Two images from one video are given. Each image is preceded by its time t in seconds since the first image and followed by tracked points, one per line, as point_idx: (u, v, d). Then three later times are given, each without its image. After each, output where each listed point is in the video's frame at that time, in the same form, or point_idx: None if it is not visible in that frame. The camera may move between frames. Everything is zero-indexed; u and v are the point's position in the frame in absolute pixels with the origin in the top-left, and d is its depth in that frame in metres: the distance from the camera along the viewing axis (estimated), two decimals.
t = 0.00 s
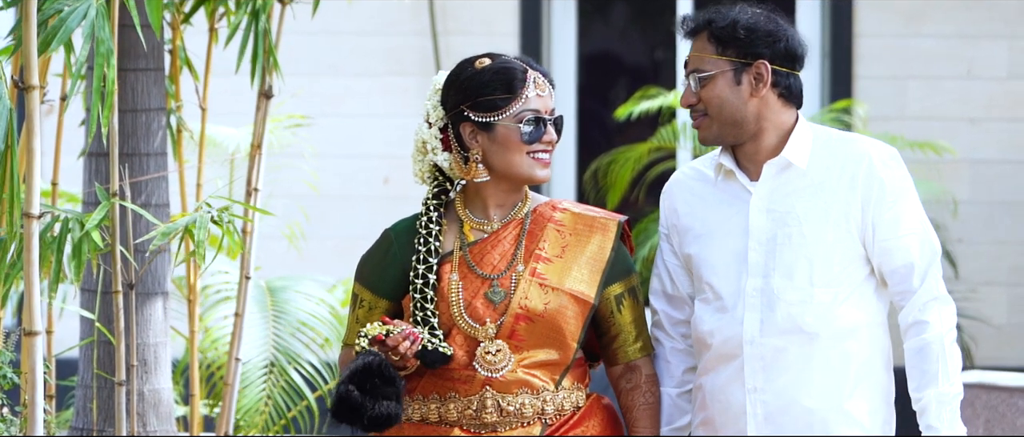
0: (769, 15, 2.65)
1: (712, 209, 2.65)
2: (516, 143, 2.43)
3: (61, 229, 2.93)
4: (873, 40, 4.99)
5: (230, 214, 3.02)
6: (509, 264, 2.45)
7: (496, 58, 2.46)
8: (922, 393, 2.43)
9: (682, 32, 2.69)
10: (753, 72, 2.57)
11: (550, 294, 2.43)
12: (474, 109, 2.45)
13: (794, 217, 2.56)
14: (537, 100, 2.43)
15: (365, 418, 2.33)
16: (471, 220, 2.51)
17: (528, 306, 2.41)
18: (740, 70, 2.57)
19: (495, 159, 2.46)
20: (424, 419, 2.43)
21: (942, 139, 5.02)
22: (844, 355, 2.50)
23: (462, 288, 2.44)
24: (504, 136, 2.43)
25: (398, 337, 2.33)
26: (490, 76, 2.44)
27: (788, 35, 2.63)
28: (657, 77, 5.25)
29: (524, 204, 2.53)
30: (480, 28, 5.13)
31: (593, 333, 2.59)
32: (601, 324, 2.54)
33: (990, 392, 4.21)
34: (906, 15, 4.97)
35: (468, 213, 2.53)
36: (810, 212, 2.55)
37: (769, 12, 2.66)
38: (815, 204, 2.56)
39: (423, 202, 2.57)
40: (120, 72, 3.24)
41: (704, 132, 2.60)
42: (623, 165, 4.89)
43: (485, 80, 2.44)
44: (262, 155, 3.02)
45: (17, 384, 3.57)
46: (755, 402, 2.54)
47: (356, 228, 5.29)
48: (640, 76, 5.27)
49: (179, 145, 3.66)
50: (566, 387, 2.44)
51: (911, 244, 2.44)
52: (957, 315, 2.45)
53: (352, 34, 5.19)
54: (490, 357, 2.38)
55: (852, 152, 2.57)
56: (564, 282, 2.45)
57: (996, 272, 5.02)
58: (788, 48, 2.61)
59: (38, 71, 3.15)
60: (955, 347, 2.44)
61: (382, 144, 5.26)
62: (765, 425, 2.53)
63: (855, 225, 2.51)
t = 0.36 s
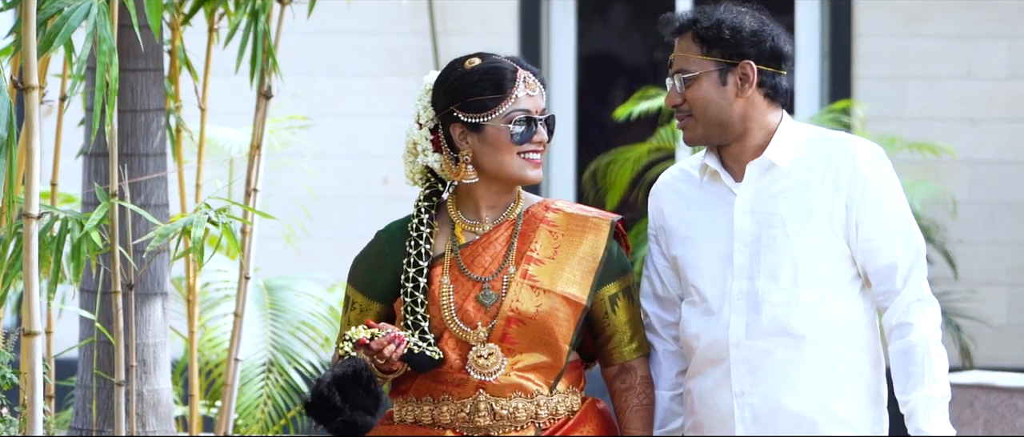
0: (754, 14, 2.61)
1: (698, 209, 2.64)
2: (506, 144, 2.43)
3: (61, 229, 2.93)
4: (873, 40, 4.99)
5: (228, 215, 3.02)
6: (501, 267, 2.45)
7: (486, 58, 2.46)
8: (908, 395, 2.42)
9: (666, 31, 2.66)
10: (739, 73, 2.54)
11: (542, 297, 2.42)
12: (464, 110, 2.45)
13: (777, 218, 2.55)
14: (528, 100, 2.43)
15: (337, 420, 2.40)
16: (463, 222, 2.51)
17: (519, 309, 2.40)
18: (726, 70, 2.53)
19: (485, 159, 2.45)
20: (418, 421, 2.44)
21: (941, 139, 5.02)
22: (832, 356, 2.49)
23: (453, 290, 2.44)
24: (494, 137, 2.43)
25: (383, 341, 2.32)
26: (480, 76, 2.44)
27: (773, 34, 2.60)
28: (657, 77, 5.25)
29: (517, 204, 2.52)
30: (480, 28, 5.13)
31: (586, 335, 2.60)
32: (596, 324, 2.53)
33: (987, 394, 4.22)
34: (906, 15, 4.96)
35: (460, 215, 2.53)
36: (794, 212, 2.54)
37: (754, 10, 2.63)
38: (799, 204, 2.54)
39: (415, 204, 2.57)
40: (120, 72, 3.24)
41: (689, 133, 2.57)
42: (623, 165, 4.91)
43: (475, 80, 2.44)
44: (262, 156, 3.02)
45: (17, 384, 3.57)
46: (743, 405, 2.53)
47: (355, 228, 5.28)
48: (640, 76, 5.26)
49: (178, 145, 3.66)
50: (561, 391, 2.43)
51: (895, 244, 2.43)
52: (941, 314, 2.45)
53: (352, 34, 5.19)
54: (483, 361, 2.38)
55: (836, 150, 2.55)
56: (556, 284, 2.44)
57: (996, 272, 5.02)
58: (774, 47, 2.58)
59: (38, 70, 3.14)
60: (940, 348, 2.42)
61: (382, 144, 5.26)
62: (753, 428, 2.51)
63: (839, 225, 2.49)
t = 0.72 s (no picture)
0: (741, 17, 2.61)
1: (689, 215, 2.64)
2: (492, 147, 2.42)
3: (60, 229, 2.93)
4: (873, 41, 4.99)
5: (228, 217, 3.02)
6: (489, 274, 2.43)
7: (471, 61, 2.46)
8: (896, 400, 2.37)
9: (654, 36, 2.66)
10: (726, 75, 2.53)
11: (532, 304, 2.40)
12: (449, 114, 2.45)
13: (766, 223, 2.54)
14: (514, 102, 2.42)
15: None
16: (451, 228, 2.50)
17: (509, 317, 2.39)
18: (713, 73, 2.53)
19: (471, 164, 2.45)
20: (406, 429, 2.44)
21: (941, 140, 5.02)
22: (823, 361, 2.49)
23: (442, 299, 2.43)
24: (479, 141, 2.42)
25: (365, 355, 2.32)
26: (465, 80, 2.43)
27: (762, 36, 2.59)
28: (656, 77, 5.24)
29: (506, 209, 2.51)
30: (479, 29, 5.13)
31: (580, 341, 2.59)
32: (587, 329, 2.53)
33: (987, 395, 4.22)
34: (906, 16, 4.96)
35: (448, 221, 2.51)
36: (784, 216, 2.53)
37: (742, 13, 2.63)
38: (789, 208, 2.53)
39: (403, 211, 2.55)
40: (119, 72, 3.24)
41: (678, 137, 2.56)
42: (623, 165, 4.87)
43: (460, 83, 2.44)
44: (261, 156, 3.02)
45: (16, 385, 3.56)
46: (735, 412, 2.53)
47: (355, 228, 5.28)
48: (639, 76, 5.25)
49: (178, 145, 3.66)
50: (551, 400, 2.42)
51: (884, 247, 2.40)
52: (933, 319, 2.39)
53: (351, 35, 5.18)
54: (472, 369, 2.37)
55: (825, 153, 2.54)
56: (545, 291, 2.42)
57: (995, 273, 5.02)
58: (761, 49, 2.57)
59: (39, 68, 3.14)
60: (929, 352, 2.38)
61: (381, 145, 5.26)
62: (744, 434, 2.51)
63: (828, 229, 2.48)
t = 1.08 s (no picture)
0: (734, 19, 2.61)
1: (683, 220, 2.65)
2: (476, 154, 2.45)
3: (60, 228, 2.92)
4: (873, 41, 4.99)
5: (228, 218, 3.03)
6: (475, 282, 2.46)
7: (452, 68, 2.48)
8: (890, 404, 2.37)
9: (645, 40, 2.66)
10: (718, 79, 2.54)
11: (518, 312, 2.43)
12: (432, 121, 2.47)
13: (760, 226, 2.54)
14: (496, 109, 2.45)
15: None
16: (436, 237, 2.53)
17: (495, 325, 2.42)
18: (706, 77, 2.54)
19: (454, 171, 2.47)
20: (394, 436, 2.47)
21: (941, 141, 5.02)
22: (817, 366, 2.49)
23: (427, 308, 2.45)
24: (463, 148, 2.45)
25: (352, 375, 2.33)
26: (447, 86, 2.46)
27: (754, 38, 2.59)
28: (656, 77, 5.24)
29: (491, 216, 2.54)
30: (479, 29, 5.13)
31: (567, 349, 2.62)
32: (577, 337, 2.56)
33: (987, 395, 4.22)
34: (906, 16, 4.96)
35: (433, 229, 2.55)
36: (778, 219, 2.52)
37: (733, 15, 2.62)
38: (783, 211, 2.53)
39: (388, 220, 2.60)
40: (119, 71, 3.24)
41: (671, 142, 2.57)
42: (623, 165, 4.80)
43: (442, 90, 2.46)
44: (261, 156, 3.02)
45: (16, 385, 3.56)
46: (729, 418, 2.53)
47: (355, 228, 5.28)
48: (639, 76, 5.25)
49: (178, 146, 3.66)
50: (539, 408, 2.45)
51: (879, 250, 2.39)
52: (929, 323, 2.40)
53: (350, 35, 5.18)
54: (459, 378, 2.40)
55: (820, 155, 2.53)
56: (532, 300, 2.45)
57: (995, 273, 5.02)
58: (754, 52, 2.57)
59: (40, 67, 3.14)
60: (925, 356, 2.38)
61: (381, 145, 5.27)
62: None
63: (822, 232, 2.47)
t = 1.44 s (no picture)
0: (735, 23, 2.60)
1: (683, 224, 2.65)
2: (456, 156, 2.51)
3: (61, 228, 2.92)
4: (873, 41, 4.99)
5: (230, 220, 3.03)
6: (461, 286, 2.51)
7: (431, 70, 2.56)
8: (891, 411, 2.38)
9: (645, 42, 2.66)
10: (719, 84, 2.53)
11: (504, 316, 2.49)
12: (412, 124, 2.55)
13: (761, 232, 2.54)
14: (477, 110, 2.52)
15: None
16: (420, 240, 2.59)
17: (482, 328, 2.47)
18: (706, 81, 2.53)
19: (436, 173, 2.54)
20: None
21: (941, 141, 5.02)
22: (817, 372, 2.49)
23: (412, 310, 2.51)
24: (443, 150, 2.51)
25: (342, 385, 2.36)
26: (426, 88, 2.53)
27: (755, 42, 2.59)
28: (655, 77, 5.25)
29: (474, 219, 2.60)
30: (479, 29, 5.14)
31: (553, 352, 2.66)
32: (562, 340, 2.61)
33: (987, 394, 4.22)
34: (906, 16, 4.96)
35: (416, 233, 2.61)
36: (779, 225, 2.53)
37: (736, 18, 2.62)
38: (784, 216, 2.53)
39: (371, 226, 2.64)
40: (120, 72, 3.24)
41: (671, 147, 2.57)
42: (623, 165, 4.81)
43: (422, 92, 2.54)
44: (261, 155, 3.04)
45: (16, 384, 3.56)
46: (726, 423, 2.54)
47: (355, 228, 5.28)
48: (639, 76, 5.25)
49: (179, 146, 3.65)
50: (525, 415, 2.51)
51: (880, 257, 2.40)
52: (932, 331, 2.40)
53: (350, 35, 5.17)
54: (445, 382, 2.45)
55: (822, 160, 2.53)
56: (517, 304, 2.51)
57: (994, 273, 5.02)
58: (754, 56, 2.57)
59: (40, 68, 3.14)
60: (927, 363, 2.38)
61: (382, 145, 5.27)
62: None
63: (824, 237, 2.48)
